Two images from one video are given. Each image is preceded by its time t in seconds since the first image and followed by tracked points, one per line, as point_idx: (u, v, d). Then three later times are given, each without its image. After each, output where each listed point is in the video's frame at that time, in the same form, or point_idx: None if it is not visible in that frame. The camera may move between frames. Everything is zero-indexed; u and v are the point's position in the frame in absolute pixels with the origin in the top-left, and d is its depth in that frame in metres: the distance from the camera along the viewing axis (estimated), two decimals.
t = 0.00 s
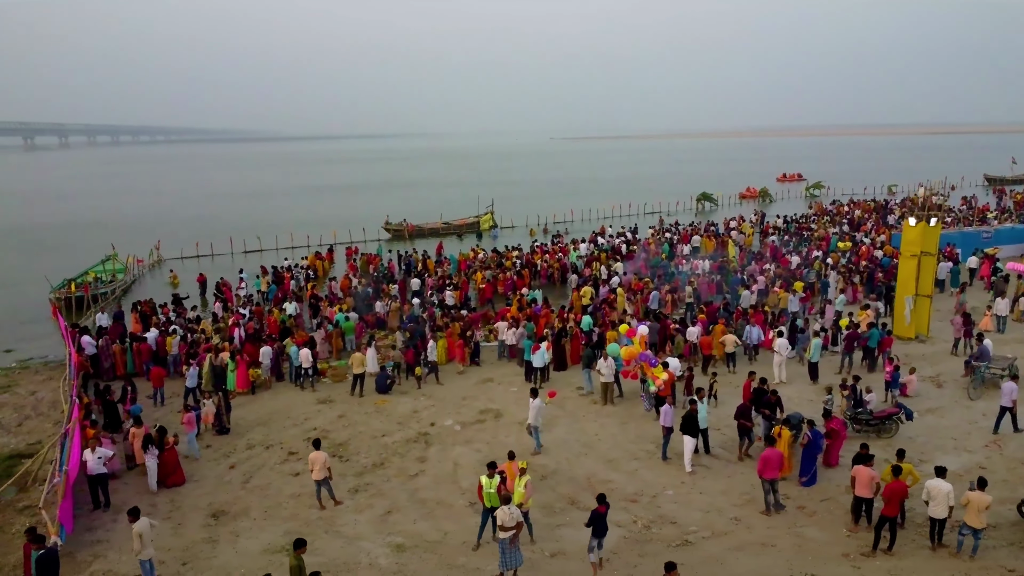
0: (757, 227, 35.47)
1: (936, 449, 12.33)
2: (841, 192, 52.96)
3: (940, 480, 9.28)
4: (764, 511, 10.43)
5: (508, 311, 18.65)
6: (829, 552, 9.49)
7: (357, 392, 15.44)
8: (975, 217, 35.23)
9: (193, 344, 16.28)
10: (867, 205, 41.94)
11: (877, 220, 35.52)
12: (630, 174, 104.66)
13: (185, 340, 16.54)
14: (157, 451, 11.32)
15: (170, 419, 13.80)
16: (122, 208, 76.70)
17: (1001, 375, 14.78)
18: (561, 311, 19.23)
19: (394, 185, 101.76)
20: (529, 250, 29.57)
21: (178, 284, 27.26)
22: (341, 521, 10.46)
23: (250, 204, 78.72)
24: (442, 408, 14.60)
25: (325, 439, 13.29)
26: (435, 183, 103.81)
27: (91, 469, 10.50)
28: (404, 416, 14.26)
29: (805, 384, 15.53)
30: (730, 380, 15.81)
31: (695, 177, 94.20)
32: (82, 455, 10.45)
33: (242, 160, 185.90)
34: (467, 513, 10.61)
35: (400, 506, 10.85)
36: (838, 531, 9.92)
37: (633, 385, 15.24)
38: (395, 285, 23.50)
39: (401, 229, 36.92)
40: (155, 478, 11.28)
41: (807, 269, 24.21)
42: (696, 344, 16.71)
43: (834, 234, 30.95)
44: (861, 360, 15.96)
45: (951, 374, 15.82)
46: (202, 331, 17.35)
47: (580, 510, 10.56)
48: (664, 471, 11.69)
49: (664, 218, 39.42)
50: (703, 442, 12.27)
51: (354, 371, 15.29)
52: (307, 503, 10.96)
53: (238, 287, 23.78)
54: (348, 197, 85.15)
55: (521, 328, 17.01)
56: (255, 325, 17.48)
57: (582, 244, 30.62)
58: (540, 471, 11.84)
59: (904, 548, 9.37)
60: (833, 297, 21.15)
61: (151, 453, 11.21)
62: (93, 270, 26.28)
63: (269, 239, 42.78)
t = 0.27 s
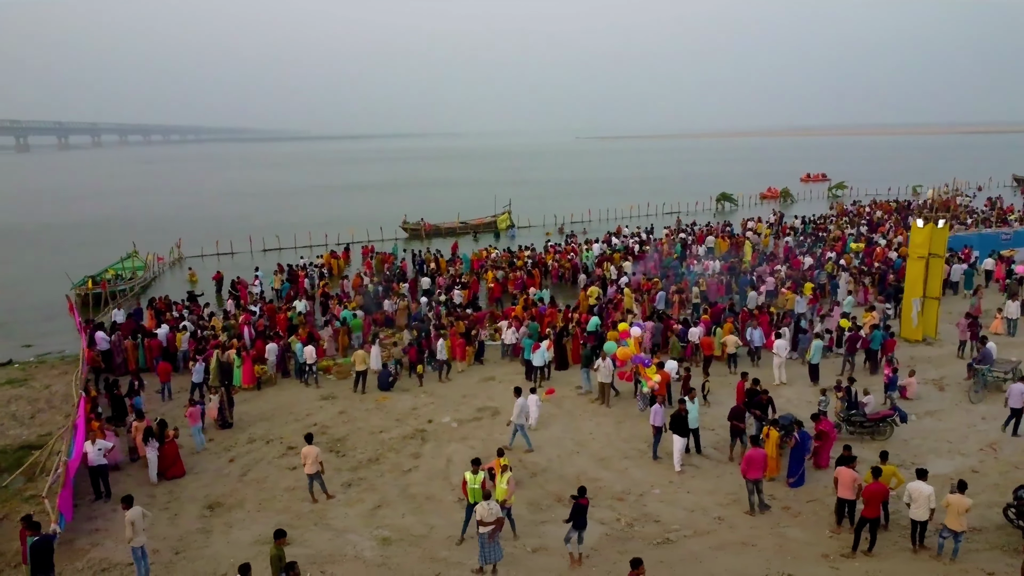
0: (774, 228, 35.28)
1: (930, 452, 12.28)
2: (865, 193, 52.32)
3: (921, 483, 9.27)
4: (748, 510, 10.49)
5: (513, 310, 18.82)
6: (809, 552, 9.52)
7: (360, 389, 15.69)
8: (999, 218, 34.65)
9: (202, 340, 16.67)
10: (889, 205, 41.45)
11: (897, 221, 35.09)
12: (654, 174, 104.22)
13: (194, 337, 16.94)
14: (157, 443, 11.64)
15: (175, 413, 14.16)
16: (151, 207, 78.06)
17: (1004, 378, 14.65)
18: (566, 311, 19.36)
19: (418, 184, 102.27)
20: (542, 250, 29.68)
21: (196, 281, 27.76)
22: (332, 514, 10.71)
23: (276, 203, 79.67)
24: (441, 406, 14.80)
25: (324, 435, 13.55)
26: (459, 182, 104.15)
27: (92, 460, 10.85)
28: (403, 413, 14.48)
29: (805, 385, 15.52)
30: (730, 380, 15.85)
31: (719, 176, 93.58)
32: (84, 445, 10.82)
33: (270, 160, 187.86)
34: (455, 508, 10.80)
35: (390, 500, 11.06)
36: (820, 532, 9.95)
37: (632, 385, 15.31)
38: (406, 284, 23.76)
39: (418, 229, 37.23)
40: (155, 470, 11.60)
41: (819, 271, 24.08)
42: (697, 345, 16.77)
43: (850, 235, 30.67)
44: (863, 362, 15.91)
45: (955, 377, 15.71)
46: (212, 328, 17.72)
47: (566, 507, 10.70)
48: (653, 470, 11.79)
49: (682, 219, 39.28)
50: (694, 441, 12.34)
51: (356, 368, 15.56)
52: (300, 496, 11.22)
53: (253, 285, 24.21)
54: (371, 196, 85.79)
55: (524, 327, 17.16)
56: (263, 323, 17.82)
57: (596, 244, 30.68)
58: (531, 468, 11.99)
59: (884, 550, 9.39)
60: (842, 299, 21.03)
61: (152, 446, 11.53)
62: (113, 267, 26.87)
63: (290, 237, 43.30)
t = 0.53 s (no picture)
0: (792, 228, 35.05)
1: (924, 455, 12.23)
2: (890, 194, 51.60)
3: (902, 484, 9.24)
4: (733, 510, 10.54)
5: (518, 309, 18.97)
6: (789, 552, 9.57)
7: (362, 385, 15.93)
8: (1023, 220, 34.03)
9: (210, 337, 17.04)
10: (912, 206, 40.84)
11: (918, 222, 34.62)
12: (680, 174, 103.57)
13: (204, 334, 17.33)
14: (158, 436, 11.99)
15: (181, 407, 14.52)
16: (179, 206, 79.34)
17: (1006, 382, 14.54)
18: (571, 310, 19.47)
19: (443, 184, 102.69)
20: (555, 250, 29.77)
21: (214, 279, 28.26)
22: (323, 507, 10.95)
23: (301, 202, 80.54)
24: (441, 403, 15.01)
25: (324, 431, 13.81)
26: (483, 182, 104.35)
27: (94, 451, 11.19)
28: (403, 410, 14.71)
29: (805, 387, 15.49)
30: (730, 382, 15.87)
31: (744, 176, 92.88)
32: (86, 436, 11.17)
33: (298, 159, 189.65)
34: (444, 503, 10.99)
35: (381, 495, 11.29)
36: (802, 532, 9.98)
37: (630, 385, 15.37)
38: (417, 282, 24.00)
39: (435, 229, 37.50)
40: (156, 462, 11.93)
41: (831, 272, 23.92)
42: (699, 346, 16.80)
43: (867, 236, 30.36)
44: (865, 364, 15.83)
45: (958, 380, 15.59)
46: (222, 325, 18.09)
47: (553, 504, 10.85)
48: (643, 469, 11.88)
49: (699, 219, 39.08)
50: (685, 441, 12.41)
51: (359, 365, 15.77)
52: (295, 490, 11.48)
53: (267, 283, 24.63)
54: (395, 196, 86.35)
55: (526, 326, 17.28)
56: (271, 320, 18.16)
57: (610, 244, 30.72)
58: (523, 465, 12.14)
59: (864, 551, 9.41)
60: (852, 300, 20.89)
61: (153, 438, 11.87)
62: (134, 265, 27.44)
63: (309, 236, 43.72)
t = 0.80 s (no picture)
0: (809, 229, 34.81)
1: (917, 458, 12.19)
2: (914, 195, 50.92)
3: (883, 487, 9.23)
4: (717, 510, 10.59)
5: (523, 309, 19.11)
6: (769, 551, 9.63)
7: (365, 382, 16.17)
8: None
9: (219, 334, 17.41)
10: (935, 208, 40.30)
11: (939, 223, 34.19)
12: (705, 173, 102.92)
13: (213, 331, 17.69)
14: (160, 429, 12.34)
15: (187, 402, 14.87)
16: (206, 205, 80.53)
17: (1008, 386, 14.42)
18: (576, 309, 19.59)
19: (467, 183, 103.01)
20: (568, 250, 29.86)
21: (231, 276, 28.74)
22: (315, 500, 11.21)
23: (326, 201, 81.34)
24: (440, 401, 15.22)
25: (324, 426, 14.09)
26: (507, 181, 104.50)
27: (96, 443, 11.55)
28: (403, 407, 14.94)
29: (804, 389, 15.48)
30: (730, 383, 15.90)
31: (770, 176, 92.14)
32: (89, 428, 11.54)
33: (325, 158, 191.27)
34: (432, 499, 11.19)
35: (373, 490, 11.52)
36: (784, 533, 10.02)
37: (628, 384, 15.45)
38: (427, 281, 24.24)
39: (452, 228, 37.77)
40: (157, 454, 12.26)
41: (842, 273, 23.77)
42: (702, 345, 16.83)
43: (885, 237, 30.06)
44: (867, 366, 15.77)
45: (960, 384, 15.49)
46: (232, 323, 18.44)
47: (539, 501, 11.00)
48: (632, 468, 11.99)
49: (717, 219, 38.92)
50: (676, 440, 12.49)
51: (362, 362, 16.02)
52: (289, 484, 11.75)
53: (281, 280, 25.02)
54: (419, 195, 86.85)
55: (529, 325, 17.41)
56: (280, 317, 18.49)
57: (624, 244, 30.76)
58: (514, 463, 12.30)
59: (844, 553, 9.43)
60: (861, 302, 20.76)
61: (154, 431, 12.22)
62: (153, 262, 28.00)
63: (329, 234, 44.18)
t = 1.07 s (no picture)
0: (826, 229, 34.50)
1: (909, 460, 12.15)
2: (940, 196, 50.17)
3: (862, 489, 9.23)
4: (702, 510, 10.65)
5: (528, 308, 19.23)
6: (749, 551, 9.68)
7: (368, 379, 16.40)
8: None
9: (227, 331, 17.78)
10: (958, 208, 39.71)
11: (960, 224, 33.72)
12: (731, 173, 102.10)
13: (222, 328, 18.07)
14: (161, 423, 12.71)
15: (193, 396, 15.23)
16: (232, 203, 81.64)
17: (1010, 390, 14.30)
18: (581, 309, 19.67)
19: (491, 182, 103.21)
20: (581, 250, 29.93)
21: (248, 274, 29.22)
22: (307, 494, 11.47)
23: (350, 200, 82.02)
24: (440, 398, 15.42)
25: (324, 422, 14.36)
26: (531, 180, 104.56)
27: (99, 436, 11.92)
28: (402, 404, 15.16)
29: (804, 390, 15.45)
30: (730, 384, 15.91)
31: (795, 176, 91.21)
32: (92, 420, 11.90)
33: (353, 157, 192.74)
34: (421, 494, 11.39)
35: (365, 485, 11.75)
36: (766, 533, 10.06)
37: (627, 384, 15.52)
38: (437, 280, 24.47)
39: (469, 227, 37.99)
40: (158, 448, 12.58)
41: (854, 275, 23.57)
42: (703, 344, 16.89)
43: (902, 238, 29.73)
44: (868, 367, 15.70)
45: (963, 387, 15.36)
46: (241, 320, 18.78)
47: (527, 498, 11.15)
48: (622, 467, 12.09)
49: (735, 219, 38.71)
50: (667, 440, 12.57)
51: (365, 360, 16.26)
52: (285, 478, 12.03)
53: (295, 279, 25.41)
54: (442, 194, 87.26)
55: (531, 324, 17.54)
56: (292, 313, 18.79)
57: (637, 245, 30.74)
58: (505, 460, 12.46)
59: (823, 554, 9.45)
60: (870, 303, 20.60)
61: (156, 424, 12.57)
62: (173, 260, 28.55)
63: (348, 233, 44.63)
